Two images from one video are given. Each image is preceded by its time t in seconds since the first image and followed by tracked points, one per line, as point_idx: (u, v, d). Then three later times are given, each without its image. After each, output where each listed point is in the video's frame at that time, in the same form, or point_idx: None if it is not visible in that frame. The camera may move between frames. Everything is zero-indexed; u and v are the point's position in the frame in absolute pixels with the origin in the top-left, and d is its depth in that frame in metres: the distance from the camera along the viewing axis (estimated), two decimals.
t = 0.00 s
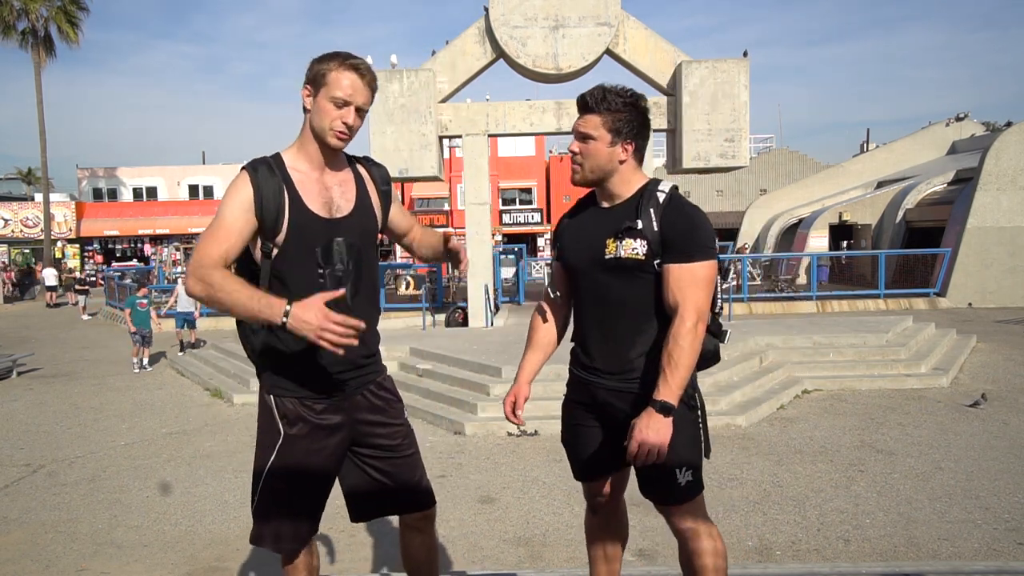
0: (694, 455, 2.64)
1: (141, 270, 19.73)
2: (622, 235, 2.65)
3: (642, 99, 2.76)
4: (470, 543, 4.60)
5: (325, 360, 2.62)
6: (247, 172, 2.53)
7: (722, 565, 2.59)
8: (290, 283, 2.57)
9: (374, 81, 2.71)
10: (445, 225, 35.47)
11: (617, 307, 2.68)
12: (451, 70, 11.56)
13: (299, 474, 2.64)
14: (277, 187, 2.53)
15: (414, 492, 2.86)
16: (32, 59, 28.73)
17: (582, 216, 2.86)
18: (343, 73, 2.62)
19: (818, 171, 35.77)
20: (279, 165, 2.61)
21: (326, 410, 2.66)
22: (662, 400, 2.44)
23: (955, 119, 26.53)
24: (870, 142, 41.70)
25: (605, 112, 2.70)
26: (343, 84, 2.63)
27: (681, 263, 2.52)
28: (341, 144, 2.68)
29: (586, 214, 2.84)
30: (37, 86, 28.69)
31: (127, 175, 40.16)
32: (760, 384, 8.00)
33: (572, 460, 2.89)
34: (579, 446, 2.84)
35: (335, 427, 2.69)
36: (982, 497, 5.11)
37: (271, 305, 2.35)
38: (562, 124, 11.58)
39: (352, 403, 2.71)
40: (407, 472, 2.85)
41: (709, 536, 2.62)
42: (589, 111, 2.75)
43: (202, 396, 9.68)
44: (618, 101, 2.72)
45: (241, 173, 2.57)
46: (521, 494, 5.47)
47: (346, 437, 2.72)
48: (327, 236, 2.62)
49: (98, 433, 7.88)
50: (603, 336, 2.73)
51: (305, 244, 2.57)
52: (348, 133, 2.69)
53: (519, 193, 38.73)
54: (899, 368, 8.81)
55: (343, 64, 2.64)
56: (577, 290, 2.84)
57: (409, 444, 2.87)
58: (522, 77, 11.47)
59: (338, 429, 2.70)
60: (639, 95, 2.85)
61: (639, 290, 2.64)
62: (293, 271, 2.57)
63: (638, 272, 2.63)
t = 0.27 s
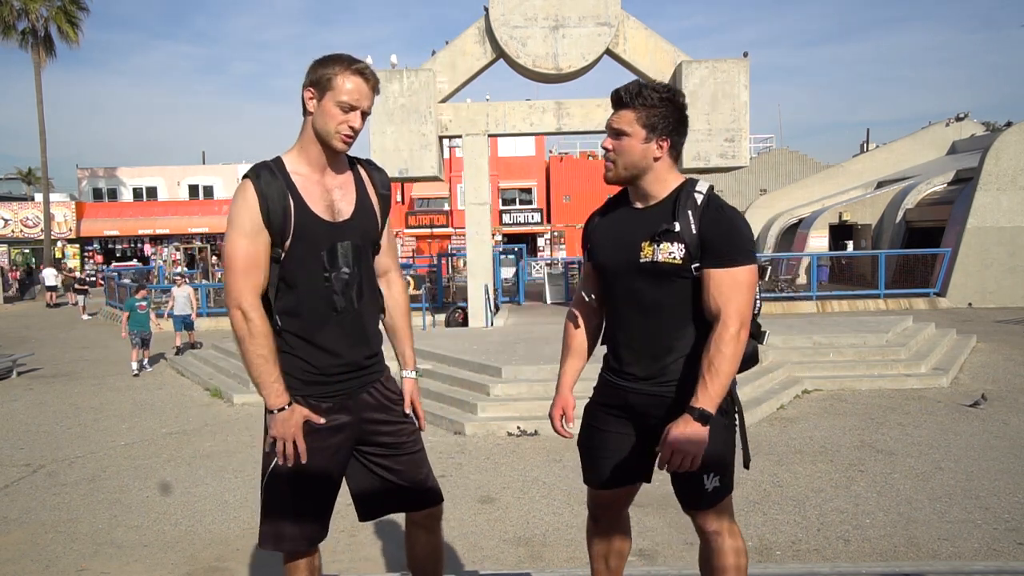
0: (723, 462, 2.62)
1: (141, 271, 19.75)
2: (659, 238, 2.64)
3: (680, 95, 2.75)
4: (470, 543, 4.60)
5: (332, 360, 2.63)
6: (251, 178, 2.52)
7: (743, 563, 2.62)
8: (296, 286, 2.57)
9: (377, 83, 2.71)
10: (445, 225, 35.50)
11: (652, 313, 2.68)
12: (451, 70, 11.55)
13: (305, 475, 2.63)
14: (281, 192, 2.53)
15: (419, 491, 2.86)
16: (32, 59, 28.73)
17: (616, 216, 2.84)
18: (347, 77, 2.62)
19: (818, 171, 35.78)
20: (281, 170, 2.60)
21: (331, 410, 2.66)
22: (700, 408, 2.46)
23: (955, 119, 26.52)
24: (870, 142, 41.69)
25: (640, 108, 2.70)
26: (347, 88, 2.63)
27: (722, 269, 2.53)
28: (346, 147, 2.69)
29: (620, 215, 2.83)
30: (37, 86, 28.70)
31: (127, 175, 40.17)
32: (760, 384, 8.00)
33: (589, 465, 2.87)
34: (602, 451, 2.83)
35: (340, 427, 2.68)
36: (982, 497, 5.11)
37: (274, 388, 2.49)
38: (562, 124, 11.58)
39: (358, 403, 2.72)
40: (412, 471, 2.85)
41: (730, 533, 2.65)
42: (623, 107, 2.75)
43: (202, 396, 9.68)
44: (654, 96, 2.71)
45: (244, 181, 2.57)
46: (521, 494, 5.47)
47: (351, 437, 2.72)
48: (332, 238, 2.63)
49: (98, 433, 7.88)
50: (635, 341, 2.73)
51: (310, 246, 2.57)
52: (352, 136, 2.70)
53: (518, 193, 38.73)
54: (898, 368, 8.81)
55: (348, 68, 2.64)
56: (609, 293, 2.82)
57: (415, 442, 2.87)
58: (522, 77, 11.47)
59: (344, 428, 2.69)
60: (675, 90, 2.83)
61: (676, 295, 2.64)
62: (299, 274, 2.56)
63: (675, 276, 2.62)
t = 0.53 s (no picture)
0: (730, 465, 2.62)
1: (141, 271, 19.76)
2: (671, 237, 2.65)
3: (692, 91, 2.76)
4: (470, 543, 4.60)
5: (329, 361, 2.63)
6: (250, 176, 2.57)
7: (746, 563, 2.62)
8: (292, 285, 2.59)
9: (382, 85, 2.70)
10: (445, 225, 35.53)
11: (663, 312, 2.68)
12: (451, 70, 11.55)
13: (300, 473, 2.65)
14: (278, 192, 2.55)
15: (418, 491, 2.86)
16: (32, 59, 28.73)
17: (625, 214, 2.85)
18: (352, 79, 2.62)
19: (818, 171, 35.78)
20: (283, 169, 2.62)
21: (328, 409, 2.66)
22: (750, 415, 2.45)
23: (956, 119, 26.50)
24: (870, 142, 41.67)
25: (652, 105, 2.71)
26: (353, 91, 2.62)
27: (736, 268, 2.54)
28: (351, 151, 2.68)
29: (628, 214, 2.84)
30: (37, 86, 28.68)
31: (127, 175, 40.18)
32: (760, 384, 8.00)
33: (598, 466, 2.86)
34: (610, 452, 2.82)
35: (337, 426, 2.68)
36: (982, 497, 5.11)
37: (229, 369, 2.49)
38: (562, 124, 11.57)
39: (357, 403, 2.71)
40: (412, 470, 2.85)
41: (733, 533, 2.65)
42: (635, 104, 2.76)
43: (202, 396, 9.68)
44: (666, 93, 2.72)
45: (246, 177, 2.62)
46: (521, 494, 5.47)
47: (349, 437, 2.72)
48: (331, 240, 2.63)
49: (98, 433, 7.88)
50: (644, 342, 2.72)
51: (307, 247, 2.58)
52: (358, 140, 2.68)
53: (519, 193, 38.75)
54: (898, 368, 8.81)
55: (354, 70, 2.64)
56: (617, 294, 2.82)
57: (414, 441, 2.87)
58: (522, 77, 11.47)
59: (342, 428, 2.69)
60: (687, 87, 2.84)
61: (688, 294, 2.64)
62: (296, 274, 2.58)
63: (688, 276, 2.63)
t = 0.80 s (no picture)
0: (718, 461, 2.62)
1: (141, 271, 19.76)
2: (661, 235, 2.65)
3: (682, 92, 2.76)
4: (470, 543, 4.60)
5: (335, 360, 2.64)
6: (261, 175, 2.56)
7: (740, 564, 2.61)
8: (299, 285, 2.59)
9: (387, 86, 2.71)
10: (445, 225, 35.52)
11: (650, 310, 2.68)
12: (451, 70, 11.56)
13: (307, 472, 2.65)
14: (287, 194, 2.55)
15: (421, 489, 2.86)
16: (32, 59, 28.72)
17: (613, 212, 2.85)
18: (355, 79, 2.63)
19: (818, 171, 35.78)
20: (292, 169, 2.62)
21: (332, 408, 2.66)
22: (731, 412, 2.46)
23: (956, 119, 26.49)
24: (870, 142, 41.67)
25: (645, 105, 2.72)
26: (357, 90, 2.62)
27: (723, 268, 2.55)
28: (355, 150, 2.67)
29: (617, 212, 2.84)
30: (37, 86, 28.67)
31: (127, 175, 40.17)
32: (760, 384, 8.00)
33: (587, 465, 2.87)
34: (597, 450, 2.83)
35: (342, 425, 2.68)
36: (982, 498, 5.11)
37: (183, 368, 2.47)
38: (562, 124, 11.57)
39: (361, 403, 2.72)
40: (415, 469, 2.86)
41: (726, 535, 2.64)
42: (628, 105, 2.77)
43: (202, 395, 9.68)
44: (656, 94, 2.73)
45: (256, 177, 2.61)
46: (521, 494, 5.47)
47: (353, 436, 2.72)
48: (339, 242, 2.64)
49: (97, 433, 7.88)
50: (629, 340, 2.72)
51: (315, 248, 2.58)
52: (362, 141, 2.67)
53: (519, 193, 38.74)
54: (899, 368, 8.81)
55: (356, 69, 2.65)
56: (604, 293, 2.81)
57: (417, 439, 2.88)
58: (522, 77, 11.47)
59: (347, 428, 2.70)
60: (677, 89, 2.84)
61: (675, 293, 2.65)
62: (304, 276, 2.58)
63: (677, 274, 2.63)
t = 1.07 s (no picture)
0: (699, 453, 2.62)
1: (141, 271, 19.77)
2: (647, 237, 2.64)
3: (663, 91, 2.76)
4: (470, 543, 4.60)
5: (341, 360, 2.64)
6: (267, 177, 2.54)
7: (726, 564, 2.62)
8: (306, 284, 2.57)
9: (384, 82, 2.71)
10: (445, 225, 35.51)
11: (633, 310, 2.68)
12: (451, 70, 11.56)
13: (313, 472, 2.64)
14: (295, 194, 2.54)
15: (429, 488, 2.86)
16: (32, 59, 28.72)
17: (596, 212, 2.85)
18: (350, 74, 2.63)
19: (818, 171, 35.78)
20: (297, 170, 2.62)
21: (335, 409, 2.65)
22: (679, 403, 2.46)
23: (956, 119, 26.49)
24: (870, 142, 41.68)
25: (629, 105, 2.71)
26: (353, 87, 2.63)
27: (703, 270, 2.56)
28: (352, 143, 2.67)
29: (601, 212, 2.83)
30: (37, 86, 28.66)
31: (127, 175, 40.16)
32: (760, 384, 8.00)
33: (574, 461, 2.88)
34: (582, 448, 2.84)
35: (347, 425, 2.68)
36: (982, 497, 5.11)
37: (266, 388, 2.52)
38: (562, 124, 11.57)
39: (365, 403, 2.72)
40: (424, 467, 2.86)
41: (710, 534, 2.64)
42: (612, 107, 2.76)
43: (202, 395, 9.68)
44: (639, 94, 2.72)
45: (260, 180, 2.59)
46: (521, 494, 5.47)
47: (358, 436, 2.72)
48: (346, 240, 2.64)
49: (97, 433, 7.88)
50: (612, 339, 2.73)
51: (322, 247, 2.58)
52: (357, 133, 2.68)
53: (519, 193, 38.74)
54: (898, 368, 8.81)
55: (350, 65, 2.65)
56: (588, 292, 2.81)
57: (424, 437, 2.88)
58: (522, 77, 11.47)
59: (352, 428, 2.70)
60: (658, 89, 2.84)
61: (657, 294, 2.66)
62: (313, 275, 2.57)
63: (661, 276, 2.64)
